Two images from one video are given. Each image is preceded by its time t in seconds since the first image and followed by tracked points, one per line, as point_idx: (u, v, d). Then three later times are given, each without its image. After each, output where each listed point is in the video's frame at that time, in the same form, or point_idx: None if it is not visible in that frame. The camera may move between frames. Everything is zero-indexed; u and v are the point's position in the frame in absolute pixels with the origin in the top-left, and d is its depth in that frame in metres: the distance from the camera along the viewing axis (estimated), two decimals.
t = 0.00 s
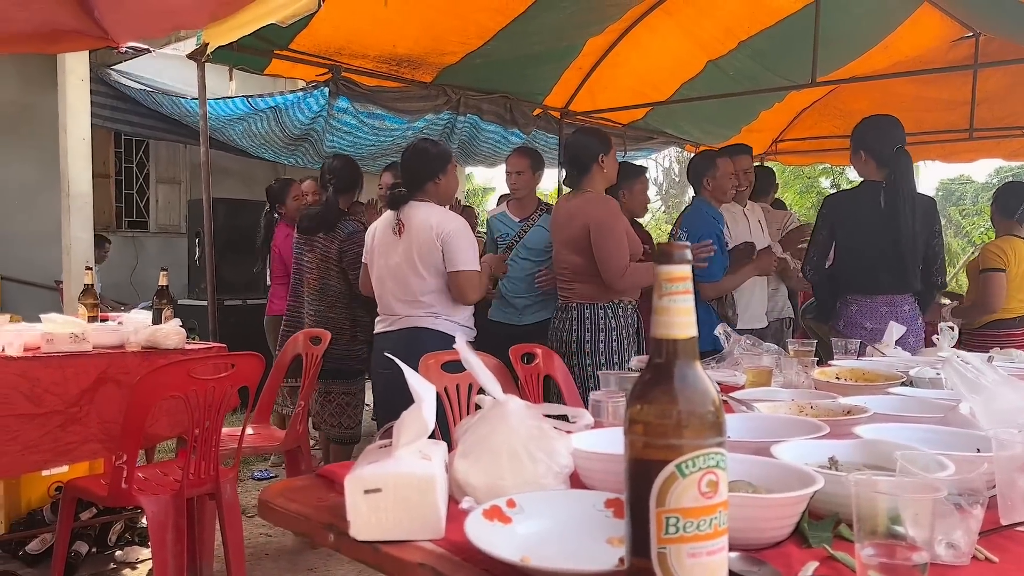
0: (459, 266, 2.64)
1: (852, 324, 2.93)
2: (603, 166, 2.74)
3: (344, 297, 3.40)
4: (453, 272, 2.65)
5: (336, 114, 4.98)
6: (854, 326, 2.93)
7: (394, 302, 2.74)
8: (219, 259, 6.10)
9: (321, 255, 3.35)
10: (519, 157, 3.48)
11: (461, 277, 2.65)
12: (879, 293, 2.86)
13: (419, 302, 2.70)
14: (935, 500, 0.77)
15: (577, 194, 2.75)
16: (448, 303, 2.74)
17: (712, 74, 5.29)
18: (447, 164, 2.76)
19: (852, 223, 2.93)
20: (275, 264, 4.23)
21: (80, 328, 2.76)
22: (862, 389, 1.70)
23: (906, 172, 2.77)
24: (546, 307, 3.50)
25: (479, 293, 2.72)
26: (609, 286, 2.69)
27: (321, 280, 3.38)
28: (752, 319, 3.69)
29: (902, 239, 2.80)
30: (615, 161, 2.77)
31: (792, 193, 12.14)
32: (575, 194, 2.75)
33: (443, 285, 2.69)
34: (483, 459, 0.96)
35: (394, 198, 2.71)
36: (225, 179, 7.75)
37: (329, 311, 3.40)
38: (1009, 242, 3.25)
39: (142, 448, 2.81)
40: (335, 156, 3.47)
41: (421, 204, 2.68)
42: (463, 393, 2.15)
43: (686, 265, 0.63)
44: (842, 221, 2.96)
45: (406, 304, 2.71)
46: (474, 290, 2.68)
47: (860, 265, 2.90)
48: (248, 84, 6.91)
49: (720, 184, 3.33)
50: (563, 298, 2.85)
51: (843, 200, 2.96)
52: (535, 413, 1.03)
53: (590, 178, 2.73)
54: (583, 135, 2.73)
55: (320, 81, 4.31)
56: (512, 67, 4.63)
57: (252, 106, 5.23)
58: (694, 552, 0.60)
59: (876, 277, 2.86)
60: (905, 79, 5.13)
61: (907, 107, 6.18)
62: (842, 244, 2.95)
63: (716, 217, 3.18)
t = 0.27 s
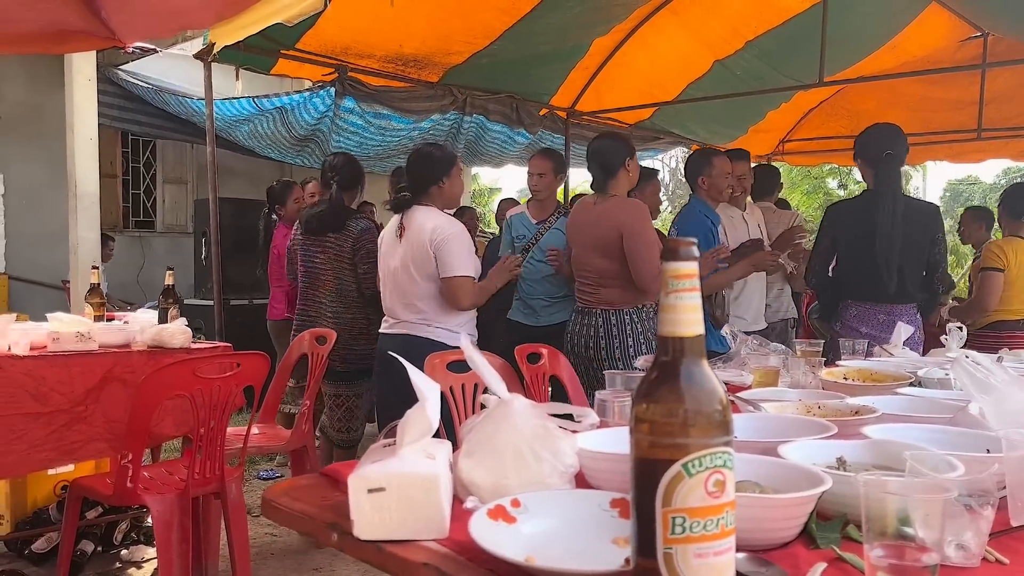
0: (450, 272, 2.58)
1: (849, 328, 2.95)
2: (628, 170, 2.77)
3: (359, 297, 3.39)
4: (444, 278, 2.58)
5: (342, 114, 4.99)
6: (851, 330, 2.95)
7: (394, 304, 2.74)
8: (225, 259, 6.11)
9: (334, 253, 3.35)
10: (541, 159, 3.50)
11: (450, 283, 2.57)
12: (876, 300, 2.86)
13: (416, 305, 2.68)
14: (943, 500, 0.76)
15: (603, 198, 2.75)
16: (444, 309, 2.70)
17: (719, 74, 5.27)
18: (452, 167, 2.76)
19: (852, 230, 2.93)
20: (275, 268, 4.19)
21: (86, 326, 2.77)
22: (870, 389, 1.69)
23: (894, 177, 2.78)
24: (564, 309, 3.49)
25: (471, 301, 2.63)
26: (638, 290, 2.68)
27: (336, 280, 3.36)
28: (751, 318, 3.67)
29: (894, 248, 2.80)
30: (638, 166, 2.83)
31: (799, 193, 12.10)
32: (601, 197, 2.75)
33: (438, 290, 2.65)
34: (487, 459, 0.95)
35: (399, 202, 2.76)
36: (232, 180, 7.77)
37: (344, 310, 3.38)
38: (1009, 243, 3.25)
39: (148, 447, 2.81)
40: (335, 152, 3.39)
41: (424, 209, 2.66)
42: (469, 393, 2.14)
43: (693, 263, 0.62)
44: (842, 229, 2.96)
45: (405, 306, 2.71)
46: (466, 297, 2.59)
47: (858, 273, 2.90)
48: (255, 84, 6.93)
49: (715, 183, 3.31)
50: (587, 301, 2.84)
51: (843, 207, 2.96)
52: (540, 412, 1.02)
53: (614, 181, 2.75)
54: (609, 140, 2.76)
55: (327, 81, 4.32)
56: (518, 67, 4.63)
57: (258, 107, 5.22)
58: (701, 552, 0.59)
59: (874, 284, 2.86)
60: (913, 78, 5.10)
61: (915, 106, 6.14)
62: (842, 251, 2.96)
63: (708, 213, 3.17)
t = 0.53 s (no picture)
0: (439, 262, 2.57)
1: (856, 326, 2.94)
2: (651, 169, 2.81)
3: (348, 299, 3.38)
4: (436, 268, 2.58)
5: (346, 113, 4.99)
6: (858, 328, 2.94)
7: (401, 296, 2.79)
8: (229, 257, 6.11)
9: (329, 253, 3.36)
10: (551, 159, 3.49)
11: (437, 272, 2.55)
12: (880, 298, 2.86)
13: (416, 297, 2.72)
14: (951, 498, 0.76)
15: (629, 195, 2.75)
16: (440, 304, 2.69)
17: (722, 73, 5.26)
18: (463, 164, 2.70)
19: (856, 227, 2.92)
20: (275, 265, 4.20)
21: (90, 324, 2.77)
22: (875, 388, 1.69)
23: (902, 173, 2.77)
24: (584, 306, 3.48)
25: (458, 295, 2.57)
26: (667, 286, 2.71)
27: (330, 280, 3.38)
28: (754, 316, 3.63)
29: (897, 245, 2.80)
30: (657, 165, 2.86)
31: (803, 193, 12.08)
32: (628, 195, 2.75)
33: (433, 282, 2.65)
34: (492, 456, 0.95)
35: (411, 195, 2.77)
36: (235, 178, 7.77)
37: (336, 311, 3.39)
38: (1006, 242, 3.24)
39: (151, 444, 2.82)
40: (334, 149, 3.33)
41: (433, 202, 2.68)
42: (472, 391, 2.14)
43: (700, 260, 0.62)
44: (847, 225, 2.96)
45: (408, 298, 2.74)
46: (451, 287, 2.55)
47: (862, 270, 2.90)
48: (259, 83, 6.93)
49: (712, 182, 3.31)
50: (612, 300, 2.82)
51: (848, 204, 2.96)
52: (545, 409, 1.02)
53: (642, 178, 2.77)
54: (634, 137, 2.76)
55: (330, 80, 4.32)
56: (521, 66, 4.63)
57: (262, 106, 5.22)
58: (707, 549, 0.59)
59: (881, 282, 2.85)
60: (918, 78, 5.09)
61: (919, 106, 6.13)
62: (846, 249, 2.95)
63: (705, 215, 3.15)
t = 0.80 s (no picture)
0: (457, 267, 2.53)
1: (877, 323, 2.93)
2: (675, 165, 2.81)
3: (343, 294, 3.41)
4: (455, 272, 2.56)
5: (346, 111, 4.99)
6: (879, 325, 2.93)
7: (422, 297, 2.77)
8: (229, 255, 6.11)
9: (322, 251, 3.32)
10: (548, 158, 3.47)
11: (458, 276, 2.51)
12: (902, 294, 2.86)
13: (437, 298, 2.69)
14: (952, 496, 0.75)
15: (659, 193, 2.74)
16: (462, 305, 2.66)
17: (723, 72, 5.26)
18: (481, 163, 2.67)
19: (873, 223, 2.89)
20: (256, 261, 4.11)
21: (90, 322, 2.77)
22: (875, 387, 1.69)
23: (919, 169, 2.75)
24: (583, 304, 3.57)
25: (482, 298, 2.55)
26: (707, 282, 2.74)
27: (325, 278, 3.35)
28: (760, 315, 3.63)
29: (919, 241, 2.80)
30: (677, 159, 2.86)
31: (804, 193, 12.08)
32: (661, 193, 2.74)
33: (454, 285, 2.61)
34: (491, 454, 0.95)
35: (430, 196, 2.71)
36: (236, 176, 7.77)
37: (331, 308, 3.39)
38: (1006, 245, 3.25)
39: (151, 442, 2.82)
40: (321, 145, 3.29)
41: (448, 202, 2.61)
42: (472, 389, 2.14)
43: (702, 257, 0.61)
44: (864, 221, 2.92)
45: (430, 299, 2.72)
46: (474, 289, 2.51)
47: (883, 267, 2.88)
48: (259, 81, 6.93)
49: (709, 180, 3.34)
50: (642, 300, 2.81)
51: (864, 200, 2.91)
52: (545, 407, 1.02)
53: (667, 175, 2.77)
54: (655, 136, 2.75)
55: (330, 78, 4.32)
56: (522, 65, 4.62)
57: (262, 103, 5.21)
58: (708, 547, 0.59)
59: (901, 278, 2.85)
60: (918, 78, 5.09)
61: (920, 106, 6.13)
62: (863, 245, 2.93)
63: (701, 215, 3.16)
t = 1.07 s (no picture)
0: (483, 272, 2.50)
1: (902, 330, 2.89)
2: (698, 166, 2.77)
3: (349, 290, 3.42)
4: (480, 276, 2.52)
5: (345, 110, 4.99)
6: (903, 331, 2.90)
7: (444, 299, 2.73)
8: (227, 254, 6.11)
9: (321, 251, 3.30)
10: (543, 159, 3.43)
11: (485, 279, 2.48)
12: (924, 296, 2.84)
13: (461, 301, 2.66)
14: (948, 499, 0.76)
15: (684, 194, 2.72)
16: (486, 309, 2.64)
17: (722, 73, 5.27)
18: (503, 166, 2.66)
19: (892, 229, 2.85)
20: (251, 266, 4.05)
21: (88, 321, 2.76)
22: (872, 388, 1.69)
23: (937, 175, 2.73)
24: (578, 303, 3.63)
25: (509, 302, 2.53)
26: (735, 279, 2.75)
27: (329, 277, 3.33)
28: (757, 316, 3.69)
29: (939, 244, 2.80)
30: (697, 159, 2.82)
31: (802, 193, 12.10)
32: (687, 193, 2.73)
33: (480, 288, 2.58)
34: (490, 454, 0.95)
35: (453, 197, 2.65)
36: (234, 176, 7.77)
37: (341, 304, 3.39)
38: (1006, 248, 3.26)
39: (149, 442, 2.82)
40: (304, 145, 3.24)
41: (471, 205, 2.58)
42: (469, 389, 2.14)
43: (698, 260, 0.62)
44: (884, 223, 2.87)
45: (453, 302, 2.68)
46: (501, 292, 2.48)
47: (906, 270, 2.85)
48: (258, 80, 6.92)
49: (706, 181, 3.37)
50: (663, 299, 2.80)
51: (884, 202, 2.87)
52: (543, 408, 1.02)
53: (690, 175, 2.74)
54: (678, 136, 2.70)
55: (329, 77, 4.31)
56: (521, 65, 4.63)
57: (261, 102, 5.21)
58: (704, 549, 0.59)
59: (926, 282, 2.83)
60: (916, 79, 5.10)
61: (918, 107, 6.14)
62: (882, 247, 2.89)
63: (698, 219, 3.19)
